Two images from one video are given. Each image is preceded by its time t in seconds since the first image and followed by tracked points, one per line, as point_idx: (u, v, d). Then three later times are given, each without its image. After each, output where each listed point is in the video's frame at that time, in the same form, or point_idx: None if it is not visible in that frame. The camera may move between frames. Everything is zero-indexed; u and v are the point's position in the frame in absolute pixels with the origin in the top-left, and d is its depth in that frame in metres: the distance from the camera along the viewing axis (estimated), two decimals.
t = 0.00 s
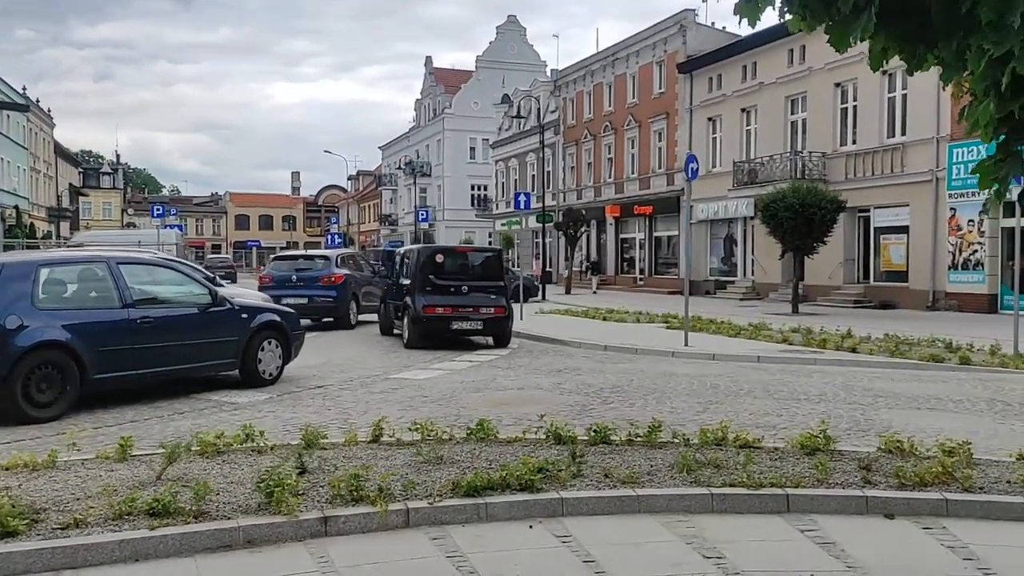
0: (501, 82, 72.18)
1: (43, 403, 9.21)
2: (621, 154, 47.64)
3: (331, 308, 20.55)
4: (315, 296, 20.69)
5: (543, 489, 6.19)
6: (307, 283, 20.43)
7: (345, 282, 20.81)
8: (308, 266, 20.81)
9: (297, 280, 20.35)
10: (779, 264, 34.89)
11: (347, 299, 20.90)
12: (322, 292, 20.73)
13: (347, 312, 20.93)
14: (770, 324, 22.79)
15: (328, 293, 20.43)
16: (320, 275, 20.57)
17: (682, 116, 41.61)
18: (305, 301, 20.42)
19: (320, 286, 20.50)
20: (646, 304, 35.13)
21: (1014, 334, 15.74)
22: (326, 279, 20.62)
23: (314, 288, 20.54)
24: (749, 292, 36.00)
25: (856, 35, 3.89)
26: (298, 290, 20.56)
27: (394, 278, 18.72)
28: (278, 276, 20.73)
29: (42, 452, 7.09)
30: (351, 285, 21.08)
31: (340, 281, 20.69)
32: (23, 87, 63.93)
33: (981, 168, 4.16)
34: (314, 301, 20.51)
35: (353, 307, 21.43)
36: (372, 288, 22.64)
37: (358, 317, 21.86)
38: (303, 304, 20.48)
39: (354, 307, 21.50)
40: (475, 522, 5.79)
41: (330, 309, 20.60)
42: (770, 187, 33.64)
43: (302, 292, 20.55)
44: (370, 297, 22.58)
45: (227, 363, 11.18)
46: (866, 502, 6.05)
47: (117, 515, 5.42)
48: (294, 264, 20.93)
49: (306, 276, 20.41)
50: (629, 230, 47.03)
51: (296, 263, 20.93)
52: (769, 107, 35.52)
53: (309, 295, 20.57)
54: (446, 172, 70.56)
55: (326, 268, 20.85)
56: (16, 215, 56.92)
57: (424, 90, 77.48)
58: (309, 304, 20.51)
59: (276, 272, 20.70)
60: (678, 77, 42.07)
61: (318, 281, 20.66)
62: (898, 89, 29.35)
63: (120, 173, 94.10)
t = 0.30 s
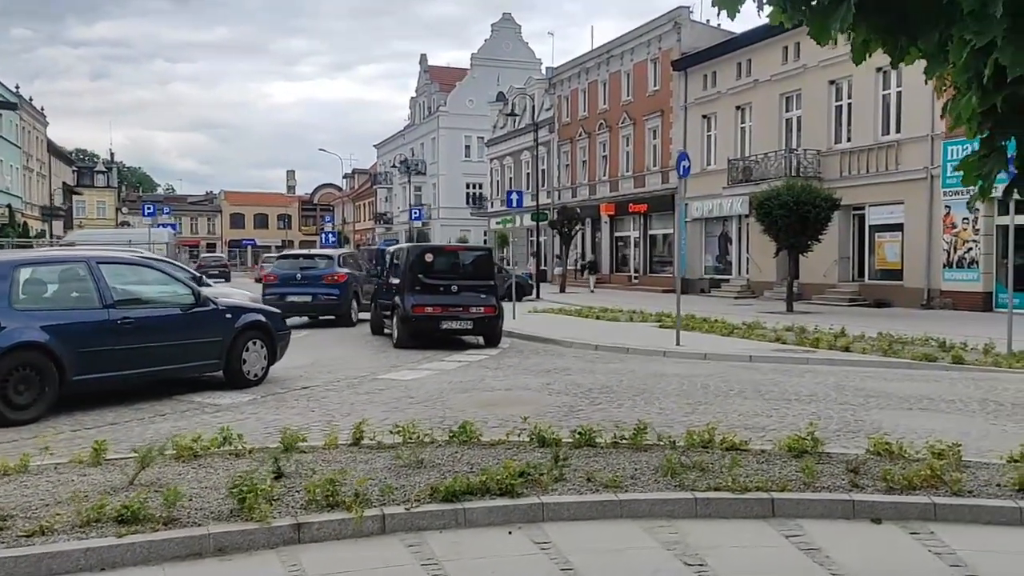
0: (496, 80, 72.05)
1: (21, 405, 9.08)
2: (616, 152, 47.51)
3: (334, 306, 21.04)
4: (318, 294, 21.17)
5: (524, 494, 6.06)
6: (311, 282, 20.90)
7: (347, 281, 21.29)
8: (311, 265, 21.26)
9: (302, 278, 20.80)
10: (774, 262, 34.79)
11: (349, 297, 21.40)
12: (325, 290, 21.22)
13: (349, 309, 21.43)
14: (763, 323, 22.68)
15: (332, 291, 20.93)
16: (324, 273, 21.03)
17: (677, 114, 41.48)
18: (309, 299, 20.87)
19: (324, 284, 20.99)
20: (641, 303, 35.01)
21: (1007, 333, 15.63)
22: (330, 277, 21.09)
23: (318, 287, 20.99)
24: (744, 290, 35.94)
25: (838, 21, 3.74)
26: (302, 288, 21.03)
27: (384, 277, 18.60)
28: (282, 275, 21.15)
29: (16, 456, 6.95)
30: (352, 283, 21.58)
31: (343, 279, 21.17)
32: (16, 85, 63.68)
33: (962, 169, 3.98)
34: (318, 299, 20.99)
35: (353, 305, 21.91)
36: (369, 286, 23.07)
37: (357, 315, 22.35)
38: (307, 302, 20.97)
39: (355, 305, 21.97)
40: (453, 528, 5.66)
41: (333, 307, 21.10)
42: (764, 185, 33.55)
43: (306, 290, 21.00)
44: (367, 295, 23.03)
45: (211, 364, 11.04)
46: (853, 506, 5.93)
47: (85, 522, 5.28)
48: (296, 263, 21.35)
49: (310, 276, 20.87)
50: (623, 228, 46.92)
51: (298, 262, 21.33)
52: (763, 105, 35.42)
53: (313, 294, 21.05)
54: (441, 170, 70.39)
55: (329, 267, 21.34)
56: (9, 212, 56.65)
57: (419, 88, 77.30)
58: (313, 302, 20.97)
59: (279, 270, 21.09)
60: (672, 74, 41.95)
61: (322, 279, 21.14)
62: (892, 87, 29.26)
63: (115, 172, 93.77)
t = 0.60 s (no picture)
0: (494, 80, 71.93)
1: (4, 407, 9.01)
2: (614, 152, 47.39)
3: (340, 303, 22.17)
4: (324, 292, 22.25)
5: (505, 499, 5.96)
6: (319, 281, 21.97)
7: (352, 280, 22.40)
8: (316, 264, 22.27)
9: (310, 278, 21.84)
10: (772, 262, 34.72)
11: (353, 295, 22.54)
12: (331, 288, 22.24)
13: (354, 306, 22.56)
14: (759, 323, 22.56)
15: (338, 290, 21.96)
16: (330, 273, 22.12)
17: (674, 114, 41.37)
18: (317, 297, 21.96)
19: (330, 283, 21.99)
20: (638, 302, 34.91)
21: (1004, 333, 15.52)
22: (336, 277, 22.19)
23: (325, 286, 22.07)
24: (741, 290, 35.88)
25: (816, 17, 3.68)
26: (309, 287, 22.00)
27: (377, 276, 18.49)
28: (290, 274, 22.09)
29: None
30: (356, 282, 22.68)
31: (348, 278, 22.29)
32: (13, 84, 63.58)
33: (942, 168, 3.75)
34: (325, 297, 22.09)
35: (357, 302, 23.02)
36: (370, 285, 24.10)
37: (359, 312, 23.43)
38: (315, 300, 21.97)
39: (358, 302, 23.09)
40: (433, 533, 5.55)
41: (339, 305, 22.24)
42: (761, 184, 33.44)
43: (314, 289, 22.08)
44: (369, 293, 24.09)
45: (199, 365, 10.94)
46: (840, 510, 5.83)
47: (56, 527, 5.17)
48: (303, 262, 22.39)
49: (317, 275, 21.94)
50: (621, 228, 46.82)
51: (304, 262, 22.35)
52: (761, 104, 35.29)
53: (320, 292, 22.11)
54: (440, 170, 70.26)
55: (334, 266, 22.41)
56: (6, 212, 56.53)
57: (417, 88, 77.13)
58: (320, 300, 22.06)
59: (287, 270, 22.13)
60: (670, 74, 41.82)
61: (328, 278, 22.21)
62: (889, 86, 29.14)
63: (113, 171, 93.62)
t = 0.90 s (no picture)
0: (493, 76, 71.79)
1: None
2: (612, 148, 47.24)
3: (344, 298, 23.06)
4: (329, 287, 23.14)
5: (480, 499, 5.85)
6: (324, 277, 22.88)
7: (355, 276, 23.32)
8: (321, 261, 23.21)
9: (315, 273, 22.77)
10: (768, 258, 34.63)
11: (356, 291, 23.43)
12: (336, 283, 23.14)
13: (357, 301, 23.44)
14: (755, 320, 22.43)
15: (343, 285, 22.95)
16: (334, 268, 23.05)
17: (671, 110, 41.25)
18: (322, 292, 22.85)
19: (335, 278, 23.00)
20: (636, 299, 34.78)
21: (999, 330, 15.40)
22: (340, 272, 23.11)
23: (329, 281, 22.97)
24: (738, 286, 35.77)
25: (780, 5, 3.58)
26: (315, 282, 23.00)
27: (367, 272, 18.38)
28: (296, 269, 23.01)
29: None
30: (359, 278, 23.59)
31: (352, 274, 23.21)
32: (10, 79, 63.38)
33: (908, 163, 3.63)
34: (330, 291, 22.98)
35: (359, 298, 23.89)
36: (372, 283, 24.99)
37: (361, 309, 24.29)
38: (320, 295, 22.93)
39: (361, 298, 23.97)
40: (403, 534, 5.46)
41: (343, 299, 23.12)
42: (757, 180, 33.33)
43: (318, 284, 22.98)
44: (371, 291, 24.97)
45: (181, 362, 10.85)
46: (819, 510, 5.73)
47: (16, 528, 5.07)
48: (308, 259, 23.32)
49: (322, 271, 22.88)
50: (618, 224, 46.69)
51: (309, 259, 23.27)
52: (758, 100, 35.16)
53: (325, 287, 23.02)
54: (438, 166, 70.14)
55: (338, 263, 23.34)
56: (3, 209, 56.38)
57: (416, 84, 76.94)
58: (325, 294, 22.94)
59: (293, 266, 23.03)
60: (667, 69, 41.67)
61: (332, 274, 23.13)
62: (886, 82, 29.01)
63: (112, 167, 93.45)
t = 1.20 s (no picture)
0: (498, 68, 71.62)
1: None
2: (616, 141, 47.10)
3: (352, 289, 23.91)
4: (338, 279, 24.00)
5: (460, 493, 5.79)
6: (334, 268, 23.75)
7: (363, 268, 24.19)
8: (331, 253, 24.10)
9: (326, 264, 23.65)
10: (771, 253, 34.51)
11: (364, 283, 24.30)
12: (345, 275, 24.01)
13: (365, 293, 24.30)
14: (756, 315, 22.30)
15: (352, 277, 23.84)
16: (344, 260, 23.94)
17: (676, 103, 41.07)
18: (332, 282, 23.71)
19: (344, 270, 23.88)
20: (638, 293, 34.67)
21: (999, 326, 15.28)
22: (349, 264, 23.99)
23: (339, 272, 23.85)
24: (741, 281, 35.67)
25: None
26: (325, 273, 23.90)
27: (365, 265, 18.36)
28: (307, 261, 23.87)
29: None
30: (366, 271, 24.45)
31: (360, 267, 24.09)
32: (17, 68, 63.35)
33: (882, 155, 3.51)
34: (339, 282, 23.85)
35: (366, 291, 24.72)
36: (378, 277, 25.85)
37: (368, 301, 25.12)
38: (330, 286, 23.80)
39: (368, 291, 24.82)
40: (381, 529, 5.40)
41: (352, 290, 23.97)
42: (761, 174, 33.18)
43: (329, 275, 23.84)
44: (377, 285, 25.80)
45: (173, 353, 10.82)
46: (802, 508, 5.66)
47: None
48: (319, 251, 24.20)
49: (333, 262, 23.77)
50: (622, 217, 46.56)
51: (320, 251, 24.14)
52: (763, 94, 34.96)
53: (335, 278, 23.88)
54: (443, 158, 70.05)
55: (347, 255, 24.23)
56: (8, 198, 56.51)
57: (421, 76, 76.76)
58: (334, 285, 23.80)
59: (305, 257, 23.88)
60: (673, 62, 41.46)
61: (342, 266, 23.99)
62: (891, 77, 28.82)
63: (118, 158, 93.48)
